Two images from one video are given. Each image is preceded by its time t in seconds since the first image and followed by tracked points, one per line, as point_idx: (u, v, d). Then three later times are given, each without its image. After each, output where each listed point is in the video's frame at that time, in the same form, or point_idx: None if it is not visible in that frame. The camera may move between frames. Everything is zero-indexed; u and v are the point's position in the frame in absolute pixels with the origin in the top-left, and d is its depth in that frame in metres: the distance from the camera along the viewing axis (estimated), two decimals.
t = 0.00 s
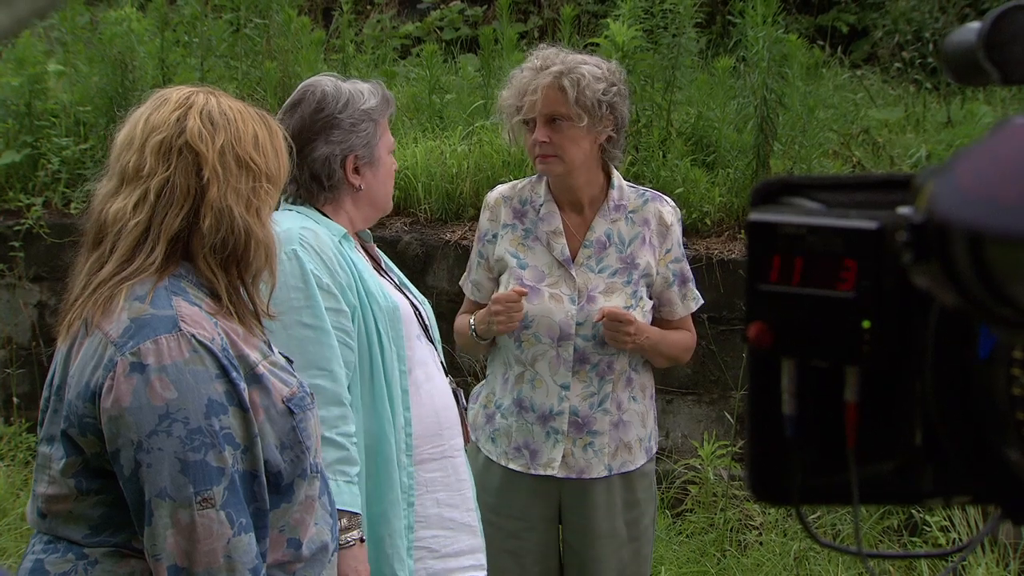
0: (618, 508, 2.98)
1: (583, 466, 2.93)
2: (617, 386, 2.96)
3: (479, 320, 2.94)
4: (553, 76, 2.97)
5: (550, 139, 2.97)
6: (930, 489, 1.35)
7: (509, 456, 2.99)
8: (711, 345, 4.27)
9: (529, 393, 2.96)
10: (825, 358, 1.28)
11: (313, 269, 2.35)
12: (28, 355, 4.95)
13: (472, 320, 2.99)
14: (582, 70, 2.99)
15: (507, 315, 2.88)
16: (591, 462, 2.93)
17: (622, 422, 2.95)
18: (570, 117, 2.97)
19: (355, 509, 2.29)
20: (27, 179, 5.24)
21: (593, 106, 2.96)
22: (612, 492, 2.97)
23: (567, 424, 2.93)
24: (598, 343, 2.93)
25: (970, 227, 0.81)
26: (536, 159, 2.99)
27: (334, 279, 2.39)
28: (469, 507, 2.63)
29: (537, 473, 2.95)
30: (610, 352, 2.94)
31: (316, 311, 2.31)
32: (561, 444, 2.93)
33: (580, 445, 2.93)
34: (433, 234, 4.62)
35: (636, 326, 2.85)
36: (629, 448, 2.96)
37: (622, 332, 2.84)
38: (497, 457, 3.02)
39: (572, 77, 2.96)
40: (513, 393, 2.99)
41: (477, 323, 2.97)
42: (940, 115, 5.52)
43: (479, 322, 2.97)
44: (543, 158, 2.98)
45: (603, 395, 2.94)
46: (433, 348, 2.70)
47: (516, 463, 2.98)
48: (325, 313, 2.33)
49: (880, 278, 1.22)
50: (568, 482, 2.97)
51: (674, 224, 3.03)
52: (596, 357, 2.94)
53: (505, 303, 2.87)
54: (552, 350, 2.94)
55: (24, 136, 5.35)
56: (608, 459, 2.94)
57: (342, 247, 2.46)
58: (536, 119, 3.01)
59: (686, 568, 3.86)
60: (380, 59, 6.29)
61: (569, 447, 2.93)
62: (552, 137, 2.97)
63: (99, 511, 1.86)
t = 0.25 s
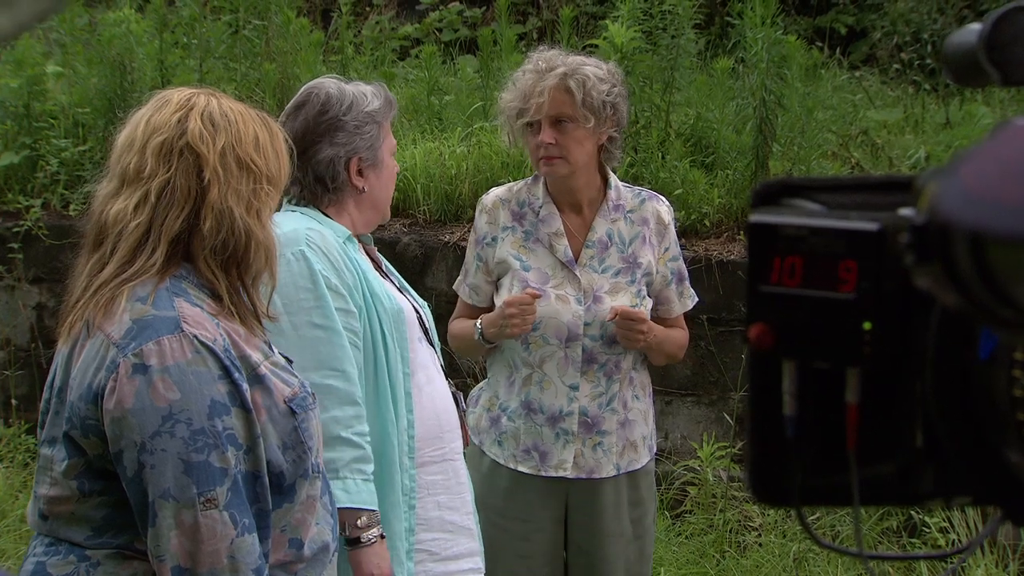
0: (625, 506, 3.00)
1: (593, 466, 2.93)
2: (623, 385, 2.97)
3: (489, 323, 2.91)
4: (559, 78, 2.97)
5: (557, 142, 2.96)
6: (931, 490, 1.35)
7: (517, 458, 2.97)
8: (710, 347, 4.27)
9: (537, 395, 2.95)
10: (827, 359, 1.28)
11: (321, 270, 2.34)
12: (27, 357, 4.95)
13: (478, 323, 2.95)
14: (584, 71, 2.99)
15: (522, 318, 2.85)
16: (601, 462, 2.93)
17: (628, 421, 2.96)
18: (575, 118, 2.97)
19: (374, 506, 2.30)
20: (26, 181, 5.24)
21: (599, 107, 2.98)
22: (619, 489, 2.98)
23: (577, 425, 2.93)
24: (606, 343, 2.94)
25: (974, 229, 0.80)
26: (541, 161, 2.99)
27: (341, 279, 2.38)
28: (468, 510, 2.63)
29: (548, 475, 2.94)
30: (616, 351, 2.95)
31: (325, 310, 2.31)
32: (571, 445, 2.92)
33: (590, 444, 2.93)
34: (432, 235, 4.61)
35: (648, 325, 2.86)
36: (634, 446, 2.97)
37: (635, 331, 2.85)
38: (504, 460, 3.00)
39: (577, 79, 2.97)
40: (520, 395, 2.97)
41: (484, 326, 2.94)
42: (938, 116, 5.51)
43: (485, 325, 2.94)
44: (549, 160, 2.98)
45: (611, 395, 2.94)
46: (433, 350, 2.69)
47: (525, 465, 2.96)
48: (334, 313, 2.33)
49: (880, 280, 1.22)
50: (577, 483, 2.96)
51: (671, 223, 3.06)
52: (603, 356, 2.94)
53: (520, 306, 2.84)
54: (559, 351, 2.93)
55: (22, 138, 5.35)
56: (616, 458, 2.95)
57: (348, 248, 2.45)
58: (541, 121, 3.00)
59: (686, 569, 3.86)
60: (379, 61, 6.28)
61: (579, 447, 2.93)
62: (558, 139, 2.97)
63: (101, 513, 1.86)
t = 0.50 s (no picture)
0: (630, 508, 3.00)
1: (599, 467, 2.94)
2: (625, 387, 2.98)
3: (497, 330, 2.89)
4: (574, 83, 2.97)
5: (572, 146, 2.98)
6: (932, 492, 1.35)
7: (523, 463, 2.96)
8: (709, 350, 4.27)
9: (542, 400, 2.94)
10: (829, 363, 1.28)
11: (324, 273, 2.34)
12: (26, 359, 4.95)
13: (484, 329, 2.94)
14: (594, 74, 3.01)
15: (533, 324, 2.85)
16: (606, 463, 2.94)
17: (631, 422, 2.98)
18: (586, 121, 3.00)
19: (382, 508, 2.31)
20: (25, 184, 5.24)
21: (611, 109, 3.02)
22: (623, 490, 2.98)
23: (583, 427, 2.92)
24: (610, 345, 2.95)
25: (975, 231, 0.80)
26: (552, 163, 2.99)
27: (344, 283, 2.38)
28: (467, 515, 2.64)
29: (556, 479, 2.94)
30: (620, 351, 2.96)
31: (330, 314, 2.31)
32: (578, 447, 2.92)
33: (596, 447, 2.93)
34: (430, 239, 4.61)
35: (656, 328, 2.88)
36: (637, 447, 2.99)
37: (644, 333, 2.86)
38: (509, 465, 2.98)
39: (591, 83, 2.98)
40: (525, 400, 2.96)
41: (491, 332, 2.92)
42: (936, 120, 5.51)
43: (492, 332, 2.92)
44: (561, 163, 2.98)
45: (615, 397, 2.95)
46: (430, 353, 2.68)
47: (532, 470, 2.95)
48: (340, 317, 2.33)
49: (881, 284, 1.22)
50: (582, 484, 2.96)
51: (665, 225, 3.08)
52: (606, 358, 2.95)
53: (532, 311, 2.84)
54: (564, 354, 2.93)
55: (21, 140, 5.35)
56: (621, 459, 2.96)
57: (348, 251, 2.45)
58: (552, 126, 2.98)
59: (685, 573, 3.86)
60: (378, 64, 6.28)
61: (585, 449, 2.93)
62: (574, 143, 2.98)
63: (102, 516, 1.86)
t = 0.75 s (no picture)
0: (628, 505, 3.00)
1: (598, 464, 2.94)
2: (626, 384, 2.99)
3: (500, 323, 2.89)
4: (561, 77, 2.97)
5: (558, 140, 2.96)
6: (932, 488, 1.35)
7: (521, 458, 2.95)
8: (708, 346, 4.27)
9: (542, 395, 2.94)
10: (828, 359, 1.28)
11: (323, 272, 2.34)
12: (26, 358, 4.95)
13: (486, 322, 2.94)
14: (587, 71, 3.00)
15: (535, 318, 2.85)
16: (605, 460, 2.94)
17: (631, 419, 2.99)
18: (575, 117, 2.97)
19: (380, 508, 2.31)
20: (24, 182, 5.24)
21: (601, 107, 2.98)
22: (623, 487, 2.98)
23: (582, 423, 2.92)
24: (612, 342, 2.95)
25: (975, 226, 0.80)
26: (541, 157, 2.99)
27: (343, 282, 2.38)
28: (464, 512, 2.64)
29: (554, 473, 2.93)
30: (622, 348, 2.96)
31: (330, 313, 2.31)
32: (577, 443, 2.92)
33: (595, 443, 2.93)
34: (430, 236, 4.62)
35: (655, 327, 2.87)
36: (637, 444, 2.99)
37: (643, 332, 2.86)
38: (508, 460, 2.98)
39: (580, 78, 2.97)
40: (525, 395, 2.96)
41: (493, 326, 2.92)
42: (935, 116, 5.51)
43: (494, 326, 2.92)
44: (547, 157, 2.98)
45: (614, 394, 2.96)
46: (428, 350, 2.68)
47: (530, 465, 2.94)
48: (340, 316, 2.33)
49: (881, 280, 1.22)
50: (581, 481, 2.96)
51: (667, 224, 3.10)
52: (607, 355, 2.95)
53: (535, 306, 2.84)
54: (564, 349, 2.93)
55: (20, 139, 5.35)
56: (620, 457, 2.96)
57: (345, 249, 2.45)
58: (541, 119, 2.99)
59: (685, 569, 3.86)
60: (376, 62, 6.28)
61: (585, 446, 2.93)
62: (560, 138, 2.97)
63: (104, 514, 1.87)
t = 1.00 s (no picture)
0: (616, 508, 3.00)
1: (582, 466, 2.94)
2: (616, 388, 2.98)
3: (489, 319, 2.90)
4: (564, 75, 2.98)
5: (559, 139, 2.96)
6: (927, 490, 1.35)
7: (506, 455, 2.96)
8: (703, 348, 4.27)
9: (530, 395, 2.95)
10: (820, 361, 1.29)
11: (315, 275, 2.34)
12: (20, 361, 4.94)
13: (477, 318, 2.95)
14: (592, 71, 2.99)
15: (522, 317, 2.85)
16: (589, 462, 2.94)
17: (620, 423, 2.97)
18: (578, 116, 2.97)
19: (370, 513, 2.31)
20: (18, 185, 5.23)
21: (603, 107, 2.97)
22: (608, 491, 2.98)
23: (567, 424, 2.93)
24: (602, 343, 2.94)
25: (966, 230, 0.80)
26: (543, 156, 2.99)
27: (334, 285, 2.38)
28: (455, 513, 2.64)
29: (537, 472, 2.94)
30: (612, 350, 2.95)
31: (322, 318, 2.31)
32: (562, 443, 2.93)
33: (581, 444, 2.93)
34: (424, 238, 4.62)
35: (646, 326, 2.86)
36: (625, 448, 2.98)
37: (632, 330, 2.85)
38: (494, 457, 2.98)
39: (583, 78, 2.97)
40: (513, 392, 2.97)
41: (484, 322, 2.93)
42: (929, 117, 5.52)
43: (484, 322, 2.93)
44: (549, 155, 2.98)
45: (603, 396, 2.95)
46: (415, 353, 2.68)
47: (515, 461, 2.95)
48: (331, 320, 2.33)
49: (874, 282, 1.24)
50: (564, 482, 2.96)
51: (671, 230, 3.07)
52: (596, 356, 2.94)
53: (522, 304, 2.84)
54: (553, 349, 2.93)
55: (13, 141, 5.34)
56: (605, 459, 2.95)
57: (336, 253, 2.44)
58: (545, 117, 3.00)
59: (680, 570, 3.86)
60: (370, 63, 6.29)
61: (569, 446, 2.93)
62: (561, 137, 2.97)
63: (99, 518, 1.86)
